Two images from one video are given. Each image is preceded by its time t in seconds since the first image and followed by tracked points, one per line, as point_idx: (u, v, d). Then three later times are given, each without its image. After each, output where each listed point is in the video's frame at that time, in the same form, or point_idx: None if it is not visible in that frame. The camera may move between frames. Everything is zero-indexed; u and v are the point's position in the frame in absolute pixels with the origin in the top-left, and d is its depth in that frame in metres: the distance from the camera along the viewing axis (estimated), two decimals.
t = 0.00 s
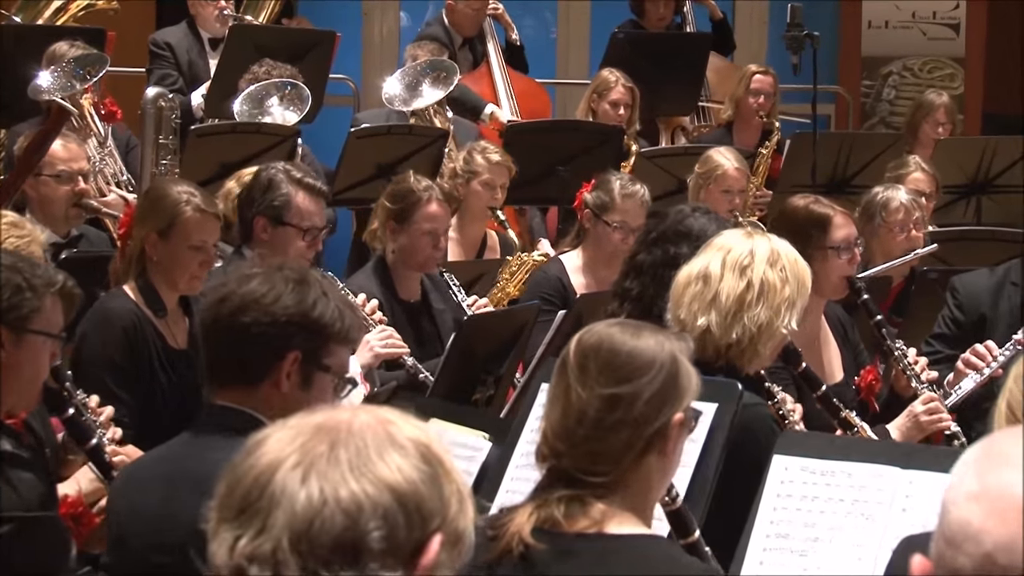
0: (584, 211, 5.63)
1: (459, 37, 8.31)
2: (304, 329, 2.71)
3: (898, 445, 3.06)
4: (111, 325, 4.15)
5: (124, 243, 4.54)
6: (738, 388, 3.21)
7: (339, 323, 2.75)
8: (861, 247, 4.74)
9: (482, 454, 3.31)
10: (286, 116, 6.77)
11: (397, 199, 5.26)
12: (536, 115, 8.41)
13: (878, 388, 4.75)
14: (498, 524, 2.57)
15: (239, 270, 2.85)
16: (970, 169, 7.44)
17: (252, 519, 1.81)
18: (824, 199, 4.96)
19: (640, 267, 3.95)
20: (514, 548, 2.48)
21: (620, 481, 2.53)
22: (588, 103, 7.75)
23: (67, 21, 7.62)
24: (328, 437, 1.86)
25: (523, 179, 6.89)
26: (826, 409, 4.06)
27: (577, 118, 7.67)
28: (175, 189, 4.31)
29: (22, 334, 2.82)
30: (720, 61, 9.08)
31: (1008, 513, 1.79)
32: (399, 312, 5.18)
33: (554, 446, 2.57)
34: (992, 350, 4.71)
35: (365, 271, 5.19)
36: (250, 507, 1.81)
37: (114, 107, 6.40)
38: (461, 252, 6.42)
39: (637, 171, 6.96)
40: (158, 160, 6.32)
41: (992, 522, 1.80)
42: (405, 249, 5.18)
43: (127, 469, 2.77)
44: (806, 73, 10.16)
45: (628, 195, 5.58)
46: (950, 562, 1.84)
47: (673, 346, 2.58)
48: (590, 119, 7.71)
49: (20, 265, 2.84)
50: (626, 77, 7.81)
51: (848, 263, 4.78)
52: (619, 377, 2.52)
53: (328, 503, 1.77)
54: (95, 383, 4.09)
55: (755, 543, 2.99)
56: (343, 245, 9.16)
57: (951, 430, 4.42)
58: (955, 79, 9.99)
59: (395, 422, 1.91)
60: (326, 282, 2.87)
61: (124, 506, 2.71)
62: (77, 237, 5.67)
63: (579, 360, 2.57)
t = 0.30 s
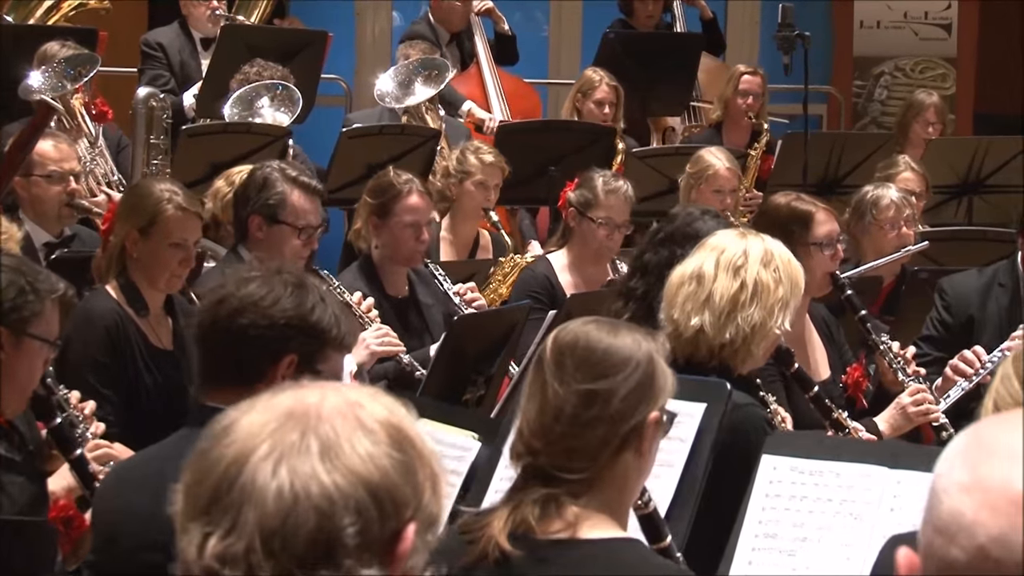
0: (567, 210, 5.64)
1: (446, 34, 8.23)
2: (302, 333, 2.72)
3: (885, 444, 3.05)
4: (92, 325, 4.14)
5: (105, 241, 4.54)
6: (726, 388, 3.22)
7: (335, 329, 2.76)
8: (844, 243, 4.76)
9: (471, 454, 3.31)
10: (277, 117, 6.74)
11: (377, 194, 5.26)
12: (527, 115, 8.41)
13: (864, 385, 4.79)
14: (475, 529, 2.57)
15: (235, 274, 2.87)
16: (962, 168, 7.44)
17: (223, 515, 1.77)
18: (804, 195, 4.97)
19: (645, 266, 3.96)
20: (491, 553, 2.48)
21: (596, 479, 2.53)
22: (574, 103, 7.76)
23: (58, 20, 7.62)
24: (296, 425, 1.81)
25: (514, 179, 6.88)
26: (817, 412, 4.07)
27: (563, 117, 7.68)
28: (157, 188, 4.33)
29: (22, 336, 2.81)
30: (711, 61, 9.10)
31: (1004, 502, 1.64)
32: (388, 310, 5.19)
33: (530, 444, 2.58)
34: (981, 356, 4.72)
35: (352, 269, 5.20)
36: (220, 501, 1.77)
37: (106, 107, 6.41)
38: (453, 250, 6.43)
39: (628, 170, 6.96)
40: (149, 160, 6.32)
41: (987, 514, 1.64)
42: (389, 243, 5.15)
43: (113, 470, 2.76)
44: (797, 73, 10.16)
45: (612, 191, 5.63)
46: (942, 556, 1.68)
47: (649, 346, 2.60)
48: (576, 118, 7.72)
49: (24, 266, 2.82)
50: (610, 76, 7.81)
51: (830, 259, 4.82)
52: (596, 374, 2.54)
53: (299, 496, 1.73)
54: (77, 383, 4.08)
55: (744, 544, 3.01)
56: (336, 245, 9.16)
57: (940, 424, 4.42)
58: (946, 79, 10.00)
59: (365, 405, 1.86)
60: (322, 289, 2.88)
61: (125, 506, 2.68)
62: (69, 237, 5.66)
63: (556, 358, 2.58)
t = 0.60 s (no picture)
0: (554, 209, 5.64)
1: (433, 31, 8.28)
2: (298, 339, 2.68)
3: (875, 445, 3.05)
4: (76, 324, 4.13)
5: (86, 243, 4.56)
6: (716, 388, 3.22)
7: (332, 335, 2.71)
8: (830, 243, 4.84)
9: (461, 454, 3.29)
10: (266, 117, 6.77)
11: (363, 193, 5.28)
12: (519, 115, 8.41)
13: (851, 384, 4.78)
14: (457, 530, 2.54)
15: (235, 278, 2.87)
16: (953, 168, 7.44)
17: (193, 525, 1.68)
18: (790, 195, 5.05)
19: (653, 269, 3.97)
20: (473, 554, 2.45)
21: (583, 481, 2.53)
22: (561, 103, 7.76)
23: (49, 20, 7.61)
24: (267, 427, 1.70)
25: (504, 178, 6.88)
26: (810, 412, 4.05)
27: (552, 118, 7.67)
28: (139, 188, 4.40)
29: (14, 339, 2.80)
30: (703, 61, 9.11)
31: (1003, 502, 1.62)
32: (377, 307, 5.19)
33: (517, 444, 2.58)
34: (967, 358, 4.73)
35: (338, 269, 5.19)
36: (191, 508, 1.69)
37: (97, 107, 6.40)
38: (443, 250, 6.44)
39: (620, 170, 6.96)
40: (140, 160, 6.32)
41: (986, 513, 1.62)
42: (375, 241, 5.15)
43: (105, 472, 2.77)
44: (789, 74, 10.17)
45: (598, 189, 5.63)
46: (937, 554, 1.66)
47: (640, 353, 2.62)
48: (564, 119, 7.72)
49: (20, 269, 2.82)
50: (597, 76, 7.82)
51: (815, 259, 4.90)
52: (586, 376, 2.56)
53: (271, 510, 1.64)
54: (63, 381, 4.07)
55: (732, 542, 3.01)
56: (327, 245, 9.16)
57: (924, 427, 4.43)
58: (938, 79, 9.99)
59: (340, 395, 1.75)
60: (324, 299, 2.84)
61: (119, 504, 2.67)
62: (60, 236, 5.66)
63: (546, 360, 2.60)
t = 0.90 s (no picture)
0: (545, 208, 5.64)
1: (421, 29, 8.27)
2: (290, 341, 2.68)
3: (863, 445, 3.06)
4: (61, 324, 4.14)
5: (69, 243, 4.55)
6: (702, 387, 3.22)
7: (325, 339, 2.72)
8: (814, 239, 4.89)
9: (448, 454, 3.29)
10: (255, 117, 6.75)
11: (350, 195, 5.27)
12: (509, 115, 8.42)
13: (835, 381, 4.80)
14: (447, 528, 2.53)
15: (227, 280, 2.87)
16: (943, 168, 7.46)
17: (166, 536, 1.64)
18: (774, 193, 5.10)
19: (641, 273, 3.95)
20: (462, 552, 2.45)
21: (573, 484, 2.53)
22: (551, 103, 7.76)
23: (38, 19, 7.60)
24: (243, 435, 1.65)
25: (495, 178, 6.88)
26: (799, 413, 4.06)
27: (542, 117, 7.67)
28: (122, 187, 4.40)
29: None
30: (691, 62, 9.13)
31: (988, 508, 1.60)
32: (362, 309, 5.19)
33: (510, 445, 2.58)
34: (950, 358, 4.72)
35: (325, 271, 5.19)
36: (165, 520, 1.64)
37: (86, 106, 6.40)
38: (430, 250, 6.41)
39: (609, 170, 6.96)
40: (127, 159, 6.31)
41: (970, 519, 1.61)
42: (362, 243, 5.15)
43: (93, 469, 2.77)
44: (778, 73, 10.17)
45: (589, 189, 5.62)
46: (922, 556, 1.65)
47: (637, 364, 2.62)
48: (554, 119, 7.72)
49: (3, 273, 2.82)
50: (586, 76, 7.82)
51: (799, 256, 4.94)
52: (582, 380, 2.57)
53: (246, 527, 1.61)
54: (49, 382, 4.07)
55: (719, 541, 3.00)
56: (316, 244, 9.15)
57: (910, 423, 4.43)
58: (927, 79, 9.98)
59: (319, 402, 1.69)
60: (317, 301, 2.84)
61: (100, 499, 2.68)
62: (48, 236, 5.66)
63: (543, 362, 2.61)
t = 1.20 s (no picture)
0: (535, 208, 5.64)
1: (408, 28, 8.27)
2: (275, 341, 2.70)
3: (849, 443, 3.05)
4: (50, 324, 4.12)
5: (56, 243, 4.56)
6: (688, 387, 3.22)
7: (309, 339, 2.73)
8: (802, 238, 4.90)
9: (435, 454, 3.29)
10: (247, 117, 6.76)
11: (341, 193, 5.25)
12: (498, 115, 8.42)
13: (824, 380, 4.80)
14: (448, 526, 2.52)
15: (210, 280, 2.86)
16: (933, 170, 7.47)
17: (153, 547, 1.62)
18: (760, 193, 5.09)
19: (619, 272, 3.93)
20: (462, 549, 2.44)
21: (571, 485, 2.54)
22: (546, 101, 7.76)
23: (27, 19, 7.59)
24: (231, 443, 1.63)
25: (483, 178, 6.89)
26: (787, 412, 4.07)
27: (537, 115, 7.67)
28: (104, 185, 4.39)
29: None
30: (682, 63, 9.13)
31: (952, 514, 1.62)
32: (354, 308, 5.19)
33: (510, 445, 2.60)
34: (935, 349, 4.80)
35: (316, 270, 5.20)
36: (150, 529, 1.63)
37: (75, 107, 6.39)
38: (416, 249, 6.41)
39: (600, 170, 6.95)
40: (115, 159, 6.30)
41: (935, 524, 1.63)
42: (353, 242, 5.15)
43: (79, 470, 2.75)
44: (767, 73, 10.18)
45: (580, 190, 5.62)
46: (892, 564, 1.67)
47: (638, 369, 2.62)
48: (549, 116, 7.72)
49: None
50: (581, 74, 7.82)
51: (787, 256, 4.94)
52: (581, 382, 2.57)
53: (231, 538, 1.58)
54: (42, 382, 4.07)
55: (706, 541, 3.01)
56: (307, 244, 9.15)
57: (898, 421, 4.44)
58: (918, 79, 9.95)
59: (309, 408, 1.67)
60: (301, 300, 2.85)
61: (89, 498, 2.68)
62: (36, 237, 5.69)
63: (544, 364, 2.62)
